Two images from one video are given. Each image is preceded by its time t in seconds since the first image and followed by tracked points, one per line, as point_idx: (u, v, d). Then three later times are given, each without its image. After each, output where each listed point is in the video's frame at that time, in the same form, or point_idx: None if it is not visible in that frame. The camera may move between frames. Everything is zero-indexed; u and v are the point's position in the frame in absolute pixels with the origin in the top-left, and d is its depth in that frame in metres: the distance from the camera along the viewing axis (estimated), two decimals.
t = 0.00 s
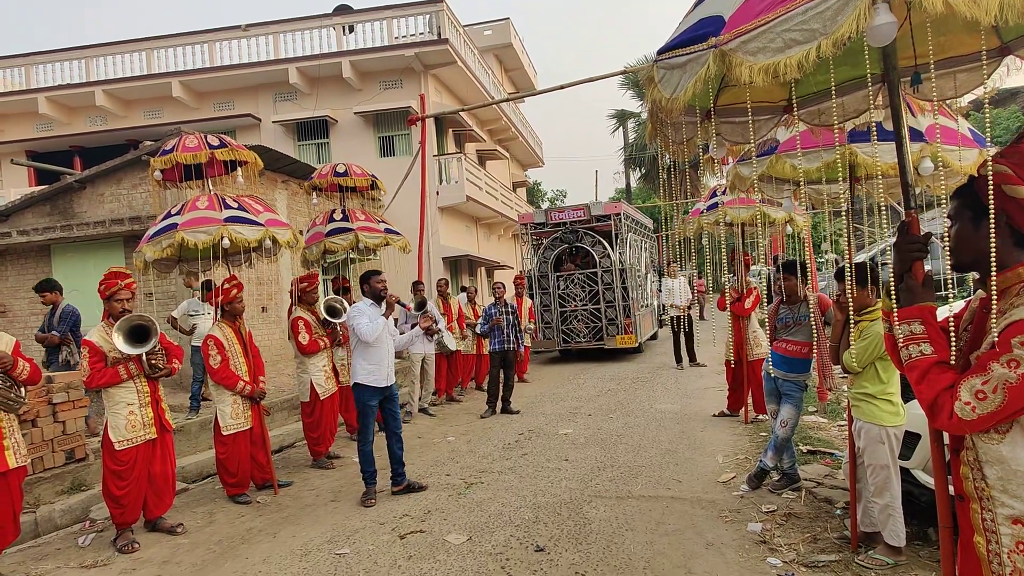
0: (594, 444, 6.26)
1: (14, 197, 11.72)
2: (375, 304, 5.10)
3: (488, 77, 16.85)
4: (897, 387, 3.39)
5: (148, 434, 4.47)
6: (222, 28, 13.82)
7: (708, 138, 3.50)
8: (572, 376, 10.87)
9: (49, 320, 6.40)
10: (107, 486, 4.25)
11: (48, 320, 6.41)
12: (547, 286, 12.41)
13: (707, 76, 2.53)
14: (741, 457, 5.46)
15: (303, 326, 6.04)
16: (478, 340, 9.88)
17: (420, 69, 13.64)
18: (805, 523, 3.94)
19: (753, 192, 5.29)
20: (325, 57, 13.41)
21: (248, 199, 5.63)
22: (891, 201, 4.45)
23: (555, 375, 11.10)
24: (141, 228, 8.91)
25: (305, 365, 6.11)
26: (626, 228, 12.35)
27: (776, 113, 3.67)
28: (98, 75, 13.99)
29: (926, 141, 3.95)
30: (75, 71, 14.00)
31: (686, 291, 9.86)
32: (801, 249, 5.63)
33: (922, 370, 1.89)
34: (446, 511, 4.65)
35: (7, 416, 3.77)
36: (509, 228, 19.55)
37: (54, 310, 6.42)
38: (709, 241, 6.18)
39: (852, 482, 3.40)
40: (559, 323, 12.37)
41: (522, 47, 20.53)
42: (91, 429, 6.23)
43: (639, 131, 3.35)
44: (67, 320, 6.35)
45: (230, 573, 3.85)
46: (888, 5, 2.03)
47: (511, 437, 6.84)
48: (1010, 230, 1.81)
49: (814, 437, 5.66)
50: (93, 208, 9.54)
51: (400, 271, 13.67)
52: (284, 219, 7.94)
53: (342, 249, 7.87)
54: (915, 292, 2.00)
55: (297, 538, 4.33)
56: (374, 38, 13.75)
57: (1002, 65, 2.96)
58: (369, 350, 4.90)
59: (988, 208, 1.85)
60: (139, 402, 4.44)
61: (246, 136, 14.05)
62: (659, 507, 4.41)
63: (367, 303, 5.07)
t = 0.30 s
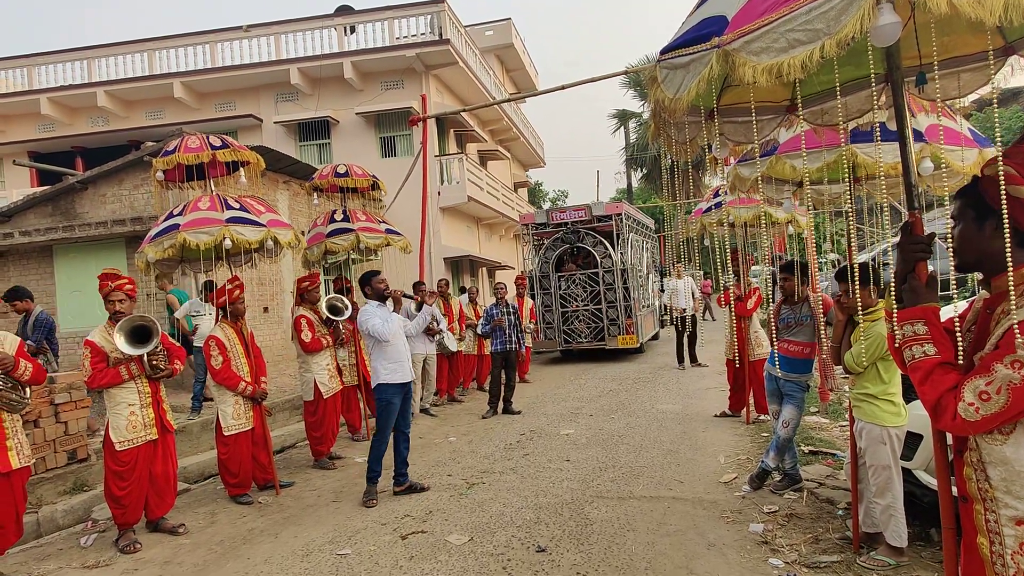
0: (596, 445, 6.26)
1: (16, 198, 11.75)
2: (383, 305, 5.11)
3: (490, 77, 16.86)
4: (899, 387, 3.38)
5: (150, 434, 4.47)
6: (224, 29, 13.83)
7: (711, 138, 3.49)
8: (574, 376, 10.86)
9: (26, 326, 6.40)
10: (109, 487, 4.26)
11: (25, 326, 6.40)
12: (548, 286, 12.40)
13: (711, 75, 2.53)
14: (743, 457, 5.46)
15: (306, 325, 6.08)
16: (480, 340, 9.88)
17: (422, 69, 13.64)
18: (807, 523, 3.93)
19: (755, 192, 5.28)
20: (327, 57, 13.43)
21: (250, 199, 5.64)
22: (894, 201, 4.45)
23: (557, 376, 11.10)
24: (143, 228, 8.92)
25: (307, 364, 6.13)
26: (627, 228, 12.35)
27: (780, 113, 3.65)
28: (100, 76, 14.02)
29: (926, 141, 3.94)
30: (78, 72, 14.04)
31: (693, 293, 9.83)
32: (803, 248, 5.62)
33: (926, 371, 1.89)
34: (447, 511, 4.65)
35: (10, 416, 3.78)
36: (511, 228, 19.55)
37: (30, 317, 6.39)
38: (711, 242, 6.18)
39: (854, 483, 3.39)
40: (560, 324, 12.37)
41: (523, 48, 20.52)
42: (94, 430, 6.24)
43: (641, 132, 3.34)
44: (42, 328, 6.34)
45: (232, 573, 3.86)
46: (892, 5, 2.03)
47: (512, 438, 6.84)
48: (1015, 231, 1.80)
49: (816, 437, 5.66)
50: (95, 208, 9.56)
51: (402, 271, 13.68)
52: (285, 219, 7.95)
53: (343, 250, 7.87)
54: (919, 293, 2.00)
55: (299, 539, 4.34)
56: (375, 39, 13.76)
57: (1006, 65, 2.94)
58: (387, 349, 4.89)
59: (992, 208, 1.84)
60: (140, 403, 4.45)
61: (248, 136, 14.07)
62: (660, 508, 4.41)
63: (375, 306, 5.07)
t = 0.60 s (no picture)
0: (596, 444, 6.25)
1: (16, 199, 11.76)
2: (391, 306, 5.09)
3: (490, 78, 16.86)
4: (899, 386, 3.37)
5: (150, 435, 4.47)
6: (224, 29, 13.83)
7: (713, 136, 3.47)
8: (574, 377, 10.85)
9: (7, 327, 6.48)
10: (109, 487, 4.26)
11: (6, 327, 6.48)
12: (548, 286, 12.40)
13: (712, 74, 2.52)
14: (743, 457, 5.46)
15: (307, 323, 6.10)
16: (480, 340, 9.88)
17: (422, 69, 13.64)
18: (807, 523, 3.93)
19: (754, 191, 5.28)
20: (327, 57, 13.43)
21: (250, 200, 5.64)
22: (895, 200, 4.44)
23: (557, 376, 11.09)
24: (144, 229, 8.93)
25: (308, 364, 6.14)
26: (627, 228, 12.36)
27: (781, 112, 3.65)
28: (101, 76, 14.03)
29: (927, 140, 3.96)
30: (78, 72, 14.05)
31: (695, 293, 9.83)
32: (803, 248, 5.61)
33: (928, 370, 1.88)
34: (448, 511, 4.65)
35: (11, 417, 3.78)
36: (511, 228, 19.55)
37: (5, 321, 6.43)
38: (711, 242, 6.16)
39: (855, 483, 3.39)
40: (561, 323, 12.37)
41: (523, 48, 20.52)
42: (95, 431, 6.25)
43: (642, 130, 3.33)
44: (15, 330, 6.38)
45: (233, 574, 3.86)
46: (894, 3, 2.02)
47: (513, 438, 6.84)
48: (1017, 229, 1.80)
49: (816, 437, 5.65)
50: (95, 209, 9.57)
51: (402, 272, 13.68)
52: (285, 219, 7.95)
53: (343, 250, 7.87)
54: (921, 291, 1.99)
55: (299, 539, 4.34)
56: (376, 39, 13.76)
57: (1009, 63, 2.94)
58: (400, 348, 4.89)
59: (994, 207, 1.83)
60: (140, 403, 4.45)
61: (248, 137, 14.07)
62: (661, 508, 4.40)
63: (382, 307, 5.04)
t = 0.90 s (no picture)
0: (597, 445, 6.25)
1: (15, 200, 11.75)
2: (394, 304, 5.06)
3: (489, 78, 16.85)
4: (899, 386, 3.37)
5: (150, 436, 4.47)
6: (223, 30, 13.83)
7: (713, 135, 3.46)
8: (574, 377, 10.85)
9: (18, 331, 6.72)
10: (109, 489, 4.26)
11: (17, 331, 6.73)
12: (549, 286, 12.39)
13: (712, 73, 2.52)
14: (743, 457, 5.46)
15: (307, 323, 6.10)
16: (480, 340, 9.88)
17: (421, 69, 13.64)
18: (807, 523, 3.93)
19: (754, 190, 5.27)
20: (326, 58, 13.42)
21: (250, 201, 5.64)
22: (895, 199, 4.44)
23: (557, 376, 11.09)
24: (143, 230, 8.93)
25: (307, 364, 6.14)
26: (627, 227, 12.36)
27: (781, 112, 3.64)
28: (100, 77, 14.03)
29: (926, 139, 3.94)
30: (78, 73, 14.05)
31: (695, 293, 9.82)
32: (803, 247, 5.60)
33: (928, 370, 1.87)
34: (448, 512, 4.65)
35: (11, 418, 3.78)
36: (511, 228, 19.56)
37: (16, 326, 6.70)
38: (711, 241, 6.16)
39: (855, 482, 3.39)
40: (561, 323, 12.37)
41: (523, 47, 20.52)
42: (95, 432, 6.25)
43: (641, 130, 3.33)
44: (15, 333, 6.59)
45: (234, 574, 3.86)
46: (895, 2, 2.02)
47: (513, 438, 6.84)
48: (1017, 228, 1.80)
49: (816, 437, 5.66)
50: (95, 210, 9.57)
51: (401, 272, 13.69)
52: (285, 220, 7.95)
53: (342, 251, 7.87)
54: (921, 292, 1.98)
55: (300, 540, 4.34)
56: (375, 39, 13.75)
57: (1009, 62, 2.94)
58: (407, 349, 4.88)
59: (993, 207, 1.83)
60: (140, 404, 4.45)
61: (247, 137, 14.07)
62: (661, 508, 4.40)
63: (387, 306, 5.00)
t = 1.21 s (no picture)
0: (594, 443, 6.26)
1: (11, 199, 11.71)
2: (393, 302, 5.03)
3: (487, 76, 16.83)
4: (896, 384, 3.38)
5: (147, 435, 4.46)
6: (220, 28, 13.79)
7: (710, 133, 3.45)
8: (572, 375, 10.85)
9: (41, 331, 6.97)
10: (105, 488, 4.25)
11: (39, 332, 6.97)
12: (546, 284, 12.39)
13: (709, 71, 2.51)
14: (741, 454, 5.47)
15: (303, 322, 6.15)
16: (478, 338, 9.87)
17: (419, 68, 13.62)
18: (805, 520, 3.93)
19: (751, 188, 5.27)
20: (323, 56, 13.39)
21: (246, 199, 5.62)
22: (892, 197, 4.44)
23: (555, 374, 11.09)
24: (140, 228, 8.91)
25: (304, 362, 6.13)
26: (624, 225, 12.35)
27: (778, 109, 3.63)
28: (96, 76, 13.98)
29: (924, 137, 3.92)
30: (74, 72, 14.00)
31: (693, 291, 9.82)
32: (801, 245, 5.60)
33: (925, 368, 1.87)
34: (446, 511, 4.64)
35: (6, 418, 3.76)
36: (509, 226, 19.55)
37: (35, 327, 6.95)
38: (709, 239, 6.16)
39: (852, 480, 3.39)
40: (559, 321, 12.37)
41: (521, 46, 20.51)
42: (92, 431, 6.24)
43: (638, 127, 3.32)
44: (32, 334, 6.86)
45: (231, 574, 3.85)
46: None
47: (511, 436, 6.84)
48: (1013, 226, 1.79)
49: (813, 435, 5.66)
50: (92, 209, 9.54)
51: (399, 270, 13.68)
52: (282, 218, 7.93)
53: (340, 249, 7.84)
54: (919, 289, 1.98)
55: (297, 539, 4.33)
56: (372, 37, 13.72)
57: (1007, 59, 2.93)
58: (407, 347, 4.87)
59: (990, 204, 1.83)
60: (137, 403, 4.44)
61: (244, 136, 14.04)
62: (658, 506, 4.40)
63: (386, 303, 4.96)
